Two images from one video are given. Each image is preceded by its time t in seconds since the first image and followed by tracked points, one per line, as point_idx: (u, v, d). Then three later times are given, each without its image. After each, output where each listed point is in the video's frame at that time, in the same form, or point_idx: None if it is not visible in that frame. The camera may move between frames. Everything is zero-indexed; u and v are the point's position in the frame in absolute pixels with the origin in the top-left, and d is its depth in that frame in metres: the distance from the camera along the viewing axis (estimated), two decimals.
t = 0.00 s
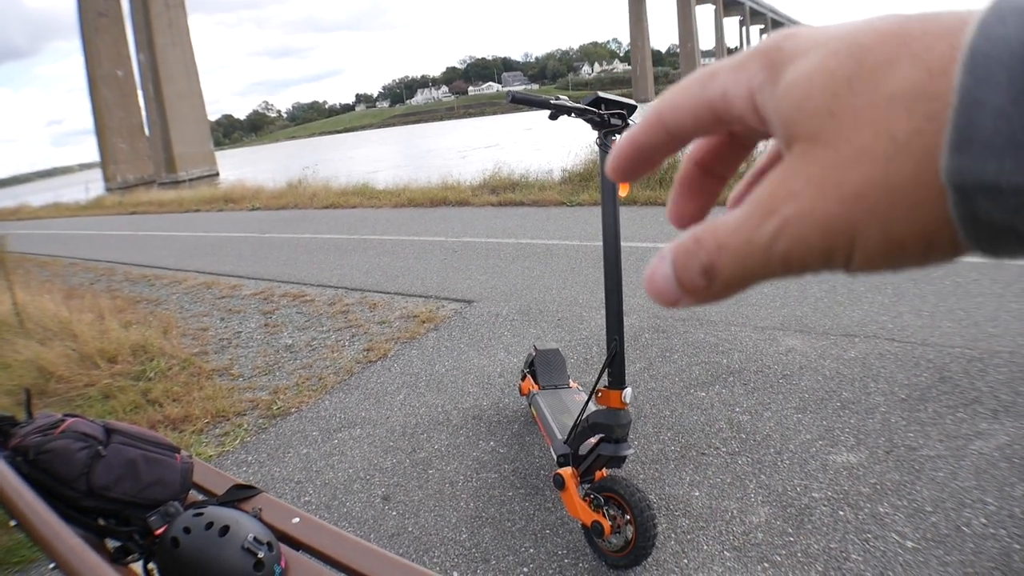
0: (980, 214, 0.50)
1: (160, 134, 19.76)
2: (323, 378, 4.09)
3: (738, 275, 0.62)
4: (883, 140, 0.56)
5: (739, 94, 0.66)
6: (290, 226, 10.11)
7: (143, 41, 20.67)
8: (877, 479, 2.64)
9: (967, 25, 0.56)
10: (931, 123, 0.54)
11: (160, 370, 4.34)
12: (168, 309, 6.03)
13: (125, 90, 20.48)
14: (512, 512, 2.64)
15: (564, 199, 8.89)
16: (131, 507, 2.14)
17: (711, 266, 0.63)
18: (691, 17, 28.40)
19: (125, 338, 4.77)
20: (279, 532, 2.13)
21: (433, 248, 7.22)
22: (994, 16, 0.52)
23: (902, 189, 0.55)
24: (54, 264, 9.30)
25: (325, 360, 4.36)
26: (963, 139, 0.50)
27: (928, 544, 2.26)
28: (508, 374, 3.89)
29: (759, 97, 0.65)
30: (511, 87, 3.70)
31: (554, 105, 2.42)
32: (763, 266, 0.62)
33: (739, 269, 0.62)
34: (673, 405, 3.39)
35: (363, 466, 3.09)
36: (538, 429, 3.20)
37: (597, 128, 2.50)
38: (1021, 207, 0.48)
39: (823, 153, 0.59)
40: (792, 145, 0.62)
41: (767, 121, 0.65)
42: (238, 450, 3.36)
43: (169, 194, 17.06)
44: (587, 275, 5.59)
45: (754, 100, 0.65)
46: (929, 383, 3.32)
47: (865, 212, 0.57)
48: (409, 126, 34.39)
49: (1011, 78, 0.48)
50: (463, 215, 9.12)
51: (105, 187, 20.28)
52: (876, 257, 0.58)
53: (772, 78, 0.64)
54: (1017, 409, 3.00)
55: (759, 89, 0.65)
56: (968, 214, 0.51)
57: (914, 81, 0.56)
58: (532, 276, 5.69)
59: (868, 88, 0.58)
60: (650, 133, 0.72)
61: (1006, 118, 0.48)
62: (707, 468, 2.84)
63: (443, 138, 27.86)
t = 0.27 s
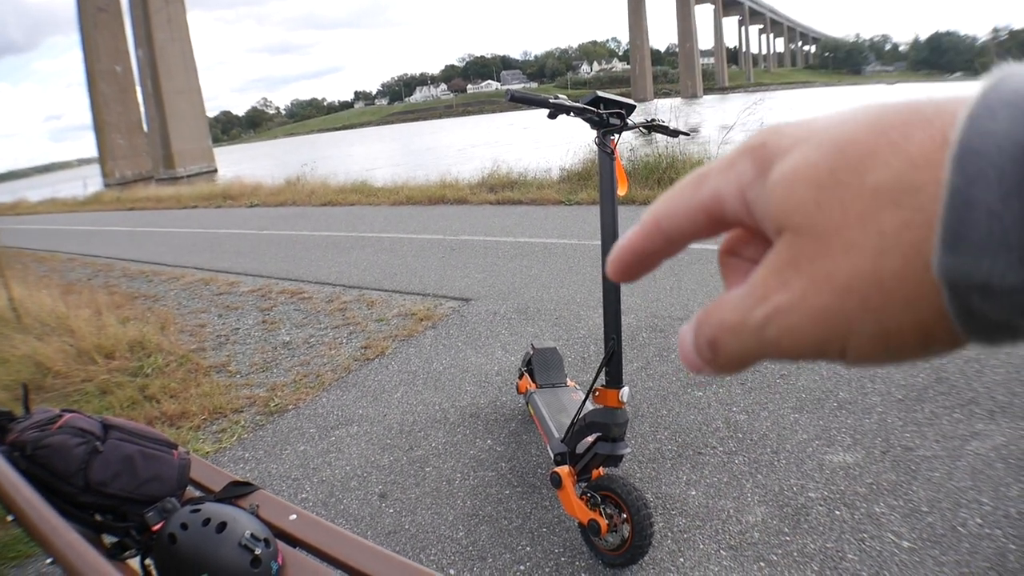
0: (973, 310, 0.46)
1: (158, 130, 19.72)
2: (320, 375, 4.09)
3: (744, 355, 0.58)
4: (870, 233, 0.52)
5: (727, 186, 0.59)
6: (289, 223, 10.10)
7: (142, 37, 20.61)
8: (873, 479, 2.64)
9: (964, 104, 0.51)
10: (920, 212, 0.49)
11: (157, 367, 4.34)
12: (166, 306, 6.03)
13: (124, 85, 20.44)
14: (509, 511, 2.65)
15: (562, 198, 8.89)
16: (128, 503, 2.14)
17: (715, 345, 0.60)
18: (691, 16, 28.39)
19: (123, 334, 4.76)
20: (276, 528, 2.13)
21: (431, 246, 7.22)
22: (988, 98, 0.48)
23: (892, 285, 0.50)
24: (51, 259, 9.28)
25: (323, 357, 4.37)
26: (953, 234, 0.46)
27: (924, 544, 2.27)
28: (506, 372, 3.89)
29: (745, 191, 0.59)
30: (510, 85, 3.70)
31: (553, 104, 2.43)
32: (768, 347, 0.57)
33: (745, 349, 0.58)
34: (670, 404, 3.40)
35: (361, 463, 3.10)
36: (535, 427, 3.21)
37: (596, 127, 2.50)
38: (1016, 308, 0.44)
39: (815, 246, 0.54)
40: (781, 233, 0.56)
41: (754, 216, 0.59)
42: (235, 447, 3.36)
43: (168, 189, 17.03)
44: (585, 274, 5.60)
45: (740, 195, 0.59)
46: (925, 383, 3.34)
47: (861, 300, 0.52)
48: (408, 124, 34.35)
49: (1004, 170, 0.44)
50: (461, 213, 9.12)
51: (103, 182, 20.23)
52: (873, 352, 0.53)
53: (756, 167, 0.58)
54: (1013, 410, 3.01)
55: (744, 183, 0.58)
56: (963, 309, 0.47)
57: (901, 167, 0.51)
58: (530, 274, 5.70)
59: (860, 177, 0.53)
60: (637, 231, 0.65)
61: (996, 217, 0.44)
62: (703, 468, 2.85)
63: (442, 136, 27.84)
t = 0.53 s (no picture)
0: (971, 292, 0.44)
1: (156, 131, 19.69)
2: (318, 376, 4.09)
3: (736, 347, 0.56)
4: (865, 216, 0.49)
5: (716, 183, 0.57)
6: (286, 224, 10.10)
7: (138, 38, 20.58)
8: (870, 478, 2.65)
9: (955, 88, 0.50)
10: (914, 196, 0.47)
11: (155, 368, 4.33)
12: (163, 307, 6.03)
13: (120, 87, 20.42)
14: (508, 510, 2.65)
15: (560, 198, 8.90)
16: (125, 505, 2.14)
17: (708, 339, 0.59)
18: (687, 14, 28.41)
19: (120, 336, 4.76)
20: (275, 529, 2.13)
21: (428, 246, 7.23)
22: (980, 81, 0.47)
23: (896, 271, 0.47)
24: (48, 261, 9.26)
25: (321, 358, 4.36)
26: (948, 213, 0.44)
27: (922, 542, 2.28)
28: (504, 372, 3.89)
29: (733, 188, 0.56)
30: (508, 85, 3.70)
31: (549, 104, 2.43)
32: (764, 339, 0.54)
33: (736, 341, 0.56)
34: (668, 403, 3.41)
35: (359, 463, 3.10)
36: (534, 427, 3.21)
37: (593, 126, 2.50)
38: (1015, 287, 0.43)
39: (808, 231, 0.51)
40: (771, 222, 0.53)
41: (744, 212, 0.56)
42: (233, 447, 3.36)
43: (165, 191, 17.01)
44: (583, 273, 5.60)
45: (728, 190, 0.56)
46: (923, 382, 3.34)
47: (859, 288, 0.49)
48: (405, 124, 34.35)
49: (1000, 148, 0.43)
50: (459, 213, 9.12)
51: (100, 183, 20.19)
52: (871, 342, 0.51)
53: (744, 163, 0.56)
54: (1010, 408, 3.02)
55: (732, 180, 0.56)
56: (960, 291, 0.45)
57: (895, 150, 0.49)
58: (528, 274, 5.70)
59: (852, 165, 0.50)
60: (627, 236, 0.64)
61: (991, 196, 0.43)
62: (702, 467, 2.85)
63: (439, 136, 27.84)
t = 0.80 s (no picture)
0: None
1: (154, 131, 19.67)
2: (316, 375, 4.09)
3: (779, 319, 0.53)
4: (949, 197, 0.47)
5: (780, 151, 0.56)
6: (285, 224, 10.09)
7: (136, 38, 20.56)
8: (869, 477, 2.66)
9: None
10: (995, 185, 0.44)
11: (153, 368, 4.33)
12: (162, 306, 6.03)
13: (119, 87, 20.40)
14: (506, 510, 2.65)
15: (558, 197, 8.91)
16: (124, 505, 2.14)
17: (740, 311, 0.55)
18: (685, 14, 28.41)
19: (118, 335, 4.75)
20: (273, 529, 2.13)
21: (427, 246, 7.23)
22: None
23: (971, 258, 0.44)
24: (47, 261, 9.25)
25: (319, 357, 4.36)
26: None
27: (920, 541, 2.28)
28: (502, 371, 3.90)
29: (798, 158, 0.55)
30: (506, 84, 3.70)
31: (547, 103, 2.42)
32: (811, 313, 0.52)
33: (781, 313, 0.53)
34: (667, 402, 3.41)
35: (357, 463, 3.10)
36: (532, 426, 3.21)
37: (591, 126, 2.50)
38: None
39: (885, 208, 0.49)
40: (836, 197, 0.51)
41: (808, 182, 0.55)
42: (231, 447, 3.35)
43: (163, 190, 17.00)
44: (581, 273, 5.60)
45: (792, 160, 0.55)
46: (921, 381, 3.35)
47: (925, 272, 0.47)
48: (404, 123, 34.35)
49: None
50: (457, 212, 9.12)
51: (98, 183, 20.16)
52: (927, 329, 0.48)
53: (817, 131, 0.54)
54: (1009, 407, 3.03)
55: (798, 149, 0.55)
56: None
57: (987, 142, 0.46)
58: (526, 274, 5.71)
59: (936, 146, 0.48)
60: (669, 195, 0.62)
61: None
62: (700, 466, 2.85)
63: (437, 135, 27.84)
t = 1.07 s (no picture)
0: None
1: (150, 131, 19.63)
2: (313, 375, 4.09)
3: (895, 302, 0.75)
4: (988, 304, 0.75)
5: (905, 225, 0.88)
6: (281, 224, 10.08)
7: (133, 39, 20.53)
8: (865, 475, 2.66)
9: None
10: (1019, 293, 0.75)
11: (149, 369, 4.32)
12: (158, 307, 6.02)
13: (115, 87, 20.36)
14: (502, 509, 2.65)
15: (554, 197, 8.91)
16: (119, 506, 2.13)
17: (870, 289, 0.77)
18: (682, 13, 28.42)
19: (114, 337, 4.74)
20: (268, 529, 2.13)
21: (422, 246, 7.23)
22: None
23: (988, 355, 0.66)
24: (43, 262, 9.23)
25: (315, 358, 4.36)
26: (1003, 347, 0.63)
27: (916, 539, 2.29)
28: (498, 371, 3.90)
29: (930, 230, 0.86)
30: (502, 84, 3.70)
31: (543, 102, 2.42)
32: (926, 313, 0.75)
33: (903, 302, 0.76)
34: (662, 402, 3.41)
35: (353, 463, 3.10)
36: (528, 425, 3.22)
37: (587, 125, 2.50)
38: None
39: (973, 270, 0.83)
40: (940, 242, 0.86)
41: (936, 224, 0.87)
42: (228, 448, 3.35)
43: (160, 191, 16.96)
44: (577, 272, 5.60)
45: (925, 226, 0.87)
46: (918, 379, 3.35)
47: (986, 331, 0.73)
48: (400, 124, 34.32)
49: None
50: (454, 213, 9.11)
51: (94, 184, 20.12)
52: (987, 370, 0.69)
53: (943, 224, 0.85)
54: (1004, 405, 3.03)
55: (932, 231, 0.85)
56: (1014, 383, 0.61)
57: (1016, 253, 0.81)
58: (522, 273, 5.71)
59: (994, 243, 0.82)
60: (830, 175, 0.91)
61: None
62: (696, 465, 2.86)
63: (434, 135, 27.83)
